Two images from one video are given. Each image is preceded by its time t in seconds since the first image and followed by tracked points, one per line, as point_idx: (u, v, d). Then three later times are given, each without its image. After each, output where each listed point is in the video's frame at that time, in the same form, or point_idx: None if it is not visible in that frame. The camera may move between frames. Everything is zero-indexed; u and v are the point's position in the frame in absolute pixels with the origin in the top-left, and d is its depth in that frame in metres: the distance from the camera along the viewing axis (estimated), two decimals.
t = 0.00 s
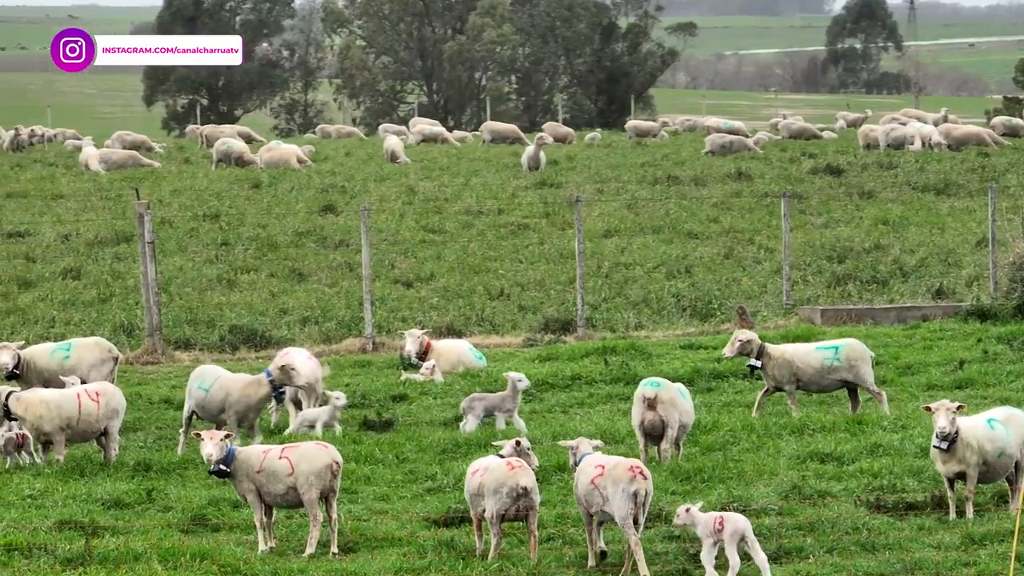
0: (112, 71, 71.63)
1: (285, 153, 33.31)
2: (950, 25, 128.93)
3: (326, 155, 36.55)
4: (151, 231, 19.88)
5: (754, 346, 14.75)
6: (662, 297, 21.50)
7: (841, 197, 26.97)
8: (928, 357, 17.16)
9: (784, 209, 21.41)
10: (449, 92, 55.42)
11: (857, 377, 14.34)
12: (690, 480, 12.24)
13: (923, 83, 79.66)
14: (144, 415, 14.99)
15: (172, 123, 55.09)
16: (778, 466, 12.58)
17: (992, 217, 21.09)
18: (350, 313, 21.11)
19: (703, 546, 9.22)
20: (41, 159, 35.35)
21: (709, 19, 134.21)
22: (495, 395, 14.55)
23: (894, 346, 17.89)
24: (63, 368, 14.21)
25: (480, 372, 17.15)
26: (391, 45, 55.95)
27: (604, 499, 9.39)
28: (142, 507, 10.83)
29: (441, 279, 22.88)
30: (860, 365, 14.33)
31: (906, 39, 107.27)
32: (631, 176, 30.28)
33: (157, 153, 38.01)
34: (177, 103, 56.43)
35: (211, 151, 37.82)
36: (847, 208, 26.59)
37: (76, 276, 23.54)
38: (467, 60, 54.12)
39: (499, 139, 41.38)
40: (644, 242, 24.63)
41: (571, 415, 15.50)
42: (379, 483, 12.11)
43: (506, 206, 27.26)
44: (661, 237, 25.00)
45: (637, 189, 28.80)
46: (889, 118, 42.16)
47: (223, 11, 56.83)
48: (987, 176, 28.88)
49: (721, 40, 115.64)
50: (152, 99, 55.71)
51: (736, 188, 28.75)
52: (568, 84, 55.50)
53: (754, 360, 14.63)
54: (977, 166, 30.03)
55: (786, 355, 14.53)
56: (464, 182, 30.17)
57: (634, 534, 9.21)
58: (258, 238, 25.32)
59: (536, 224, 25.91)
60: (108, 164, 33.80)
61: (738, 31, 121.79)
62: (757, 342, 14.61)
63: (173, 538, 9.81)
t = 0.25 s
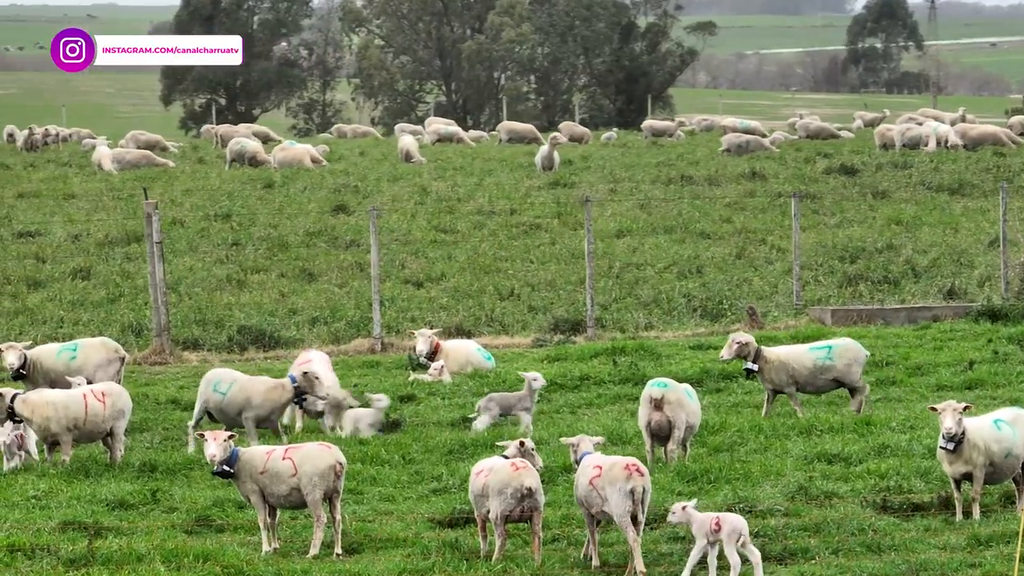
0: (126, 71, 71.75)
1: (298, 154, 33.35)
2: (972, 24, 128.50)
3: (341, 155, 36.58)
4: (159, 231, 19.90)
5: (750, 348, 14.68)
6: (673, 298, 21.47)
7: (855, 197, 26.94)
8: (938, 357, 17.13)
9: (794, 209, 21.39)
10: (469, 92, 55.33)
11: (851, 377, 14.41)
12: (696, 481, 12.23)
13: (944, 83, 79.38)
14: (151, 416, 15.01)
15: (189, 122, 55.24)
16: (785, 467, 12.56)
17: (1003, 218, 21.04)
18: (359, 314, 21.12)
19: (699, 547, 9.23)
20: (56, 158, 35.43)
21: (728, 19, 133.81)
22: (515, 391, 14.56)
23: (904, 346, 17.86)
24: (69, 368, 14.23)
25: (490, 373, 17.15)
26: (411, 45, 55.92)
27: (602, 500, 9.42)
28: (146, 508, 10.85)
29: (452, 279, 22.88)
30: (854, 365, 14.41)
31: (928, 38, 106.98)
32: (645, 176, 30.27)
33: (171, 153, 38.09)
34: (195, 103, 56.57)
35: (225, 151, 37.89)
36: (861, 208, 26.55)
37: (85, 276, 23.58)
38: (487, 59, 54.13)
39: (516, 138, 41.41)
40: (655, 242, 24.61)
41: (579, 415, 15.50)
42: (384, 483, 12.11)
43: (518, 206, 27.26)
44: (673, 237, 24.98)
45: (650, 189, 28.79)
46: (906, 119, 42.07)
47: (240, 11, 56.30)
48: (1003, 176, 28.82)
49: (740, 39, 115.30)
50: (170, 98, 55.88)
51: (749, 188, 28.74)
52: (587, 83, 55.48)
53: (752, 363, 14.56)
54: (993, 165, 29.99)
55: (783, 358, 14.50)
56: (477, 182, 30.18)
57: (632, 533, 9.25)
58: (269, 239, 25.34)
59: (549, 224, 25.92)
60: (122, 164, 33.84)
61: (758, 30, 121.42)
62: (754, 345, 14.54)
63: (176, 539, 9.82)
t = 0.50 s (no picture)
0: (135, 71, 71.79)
1: (309, 153, 33.35)
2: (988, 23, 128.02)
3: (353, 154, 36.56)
4: (165, 230, 19.90)
5: (743, 349, 14.65)
6: (681, 297, 21.45)
7: (865, 197, 26.89)
8: (946, 357, 17.10)
9: (802, 208, 21.35)
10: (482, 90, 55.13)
11: (842, 380, 14.42)
12: (700, 482, 12.20)
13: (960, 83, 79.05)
14: (155, 416, 15.00)
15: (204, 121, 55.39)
16: (789, 467, 12.54)
17: (1011, 218, 21.01)
18: (365, 313, 21.10)
19: (695, 547, 9.25)
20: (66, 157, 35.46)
21: (744, 17, 133.37)
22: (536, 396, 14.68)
23: (912, 346, 17.83)
24: (73, 368, 14.24)
25: (494, 373, 17.14)
26: (424, 45, 55.95)
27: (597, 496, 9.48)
28: (149, 508, 10.85)
29: (459, 279, 22.86)
30: (846, 368, 14.41)
31: (944, 37, 106.60)
32: (656, 176, 30.23)
33: (182, 152, 38.11)
34: (209, 102, 56.68)
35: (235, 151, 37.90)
36: (872, 208, 26.49)
37: (92, 276, 23.57)
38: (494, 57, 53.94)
39: (529, 138, 41.39)
40: (665, 242, 24.57)
41: (584, 415, 15.48)
42: (388, 483, 12.10)
43: (528, 206, 27.25)
44: (683, 236, 24.95)
45: (661, 189, 28.75)
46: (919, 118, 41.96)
47: (255, 10, 56.38)
48: (1014, 176, 28.75)
49: (757, 37, 114.89)
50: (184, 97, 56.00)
51: (760, 188, 28.70)
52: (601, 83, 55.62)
53: (745, 364, 14.53)
54: (1004, 165, 29.93)
55: (777, 359, 14.46)
56: (488, 181, 30.16)
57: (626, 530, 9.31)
58: (277, 238, 25.32)
59: (558, 224, 25.91)
60: (132, 164, 33.87)
61: (775, 28, 120.89)
62: (747, 346, 14.52)
63: (178, 540, 9.82)
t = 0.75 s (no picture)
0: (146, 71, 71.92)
1: (321, 153, 33.38)
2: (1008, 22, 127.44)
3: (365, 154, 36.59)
4: (171, 231, 19.92)
5: (735, 351, 14.67)
6: (690, 298, 21.44)
7: (878, 198, 26.85)
8: (954, 357, 17.07)
9: (811, 208, 21.33)
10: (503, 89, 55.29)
11: (835, 382, 14.37)
12: (705, 483, 12.19)
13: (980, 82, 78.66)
14: (161, 417, 15.02)
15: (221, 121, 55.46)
16: (794, 469, 12.52)
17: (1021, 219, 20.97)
18: (373, 314, 21.11)
19: (689, 549, 9.30)
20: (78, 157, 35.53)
21: (762, 17, 133.01)
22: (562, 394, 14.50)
23: (921, 347, 17.82)
24: (77, 369, 14.26)
25: (502, 374, 17.14)
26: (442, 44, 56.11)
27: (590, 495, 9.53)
28: (152, 510, 10.86)
29: (469, 279, 22.86)
30: (839, 370, 14.34)
31: (964, 36, 106.19)
32: (668, 176, 30.22)
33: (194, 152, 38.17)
34: (227, 101, 56.66)
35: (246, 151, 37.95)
36: (884, 208, 26.45)
37: (99, 277, 23.59)
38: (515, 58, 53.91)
39: (545, 138, 41.43)
40: (675, 242, 24.56)
41: (591, 416, 15.48)
42: (392, 485, 12.11)
43: (539, 206, 27.26)
44: (693, 237, 24.94)
45: (673, 189, 28.75)
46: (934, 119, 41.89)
47: (272, 9, 56.80)
48: None
49: (776, 37, 114.54)
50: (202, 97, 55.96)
51: (772, 188, 28.68)
52: (620, 82, 55.38)
53: (735, 366, 14.56)
54: (1019, 165, 29.87)
55: (767, 360, 14.46)
56: (499, 181, 30.16)
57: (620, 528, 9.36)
58: (286, 239, 25.34)
59: (569, 224, 25.92)
60: (144, 164, 33.95)
61: (795, 27, 120.44)
62: (737, 348, 14.53)
63: (179, 542, 9.82)
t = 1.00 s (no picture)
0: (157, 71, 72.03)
1: (334, 154, 33.40)
2: None
3: (379, 155, 36.59)
4: (178, 232, 19.93)
5: (730, 352, 14.63)
6: (700, 299, 21.43)
7: (891, 199, 26.83)
8: (963, 359, 17.03)
9: (822, 209, 21.30)
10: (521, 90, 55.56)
11: (833, 382, 14.36)
12: (710, 485, 12.17)
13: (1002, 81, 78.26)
14: (167, 419, 15.04)
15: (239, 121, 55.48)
16: (800, 471, 12.50)
17: None
18: (381, 316, 21.11)
19: (683, 551, 9.28)
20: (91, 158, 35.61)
21: (783, 17, 132.57)
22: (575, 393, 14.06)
23: (930, 349, 17.78)
24: (82, 370, 14.28)
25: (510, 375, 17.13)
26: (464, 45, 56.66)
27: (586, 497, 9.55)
28: (154, 512, 10.86)
29: (478, 280, 22.85)
30: (836, 370, 14.33)
31: (985, 37, 105.74)
32: (681, 176, 30.21)
33: (206, 153, 38.24)
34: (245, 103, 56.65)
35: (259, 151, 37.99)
36: (897, 209, 26.40)
37: (108, 279, 23.62)
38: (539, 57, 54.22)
39: (561, 138, 41.44)
40: (686, 244, 24.55)
41: (598, 417, 15.46)
42: (396, 487, 12.10)
43: (552, 207, 27.25)
44: (705, 238, 24.91)
45: (685, 190, 28.73)
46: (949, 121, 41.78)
47: (289, 9, 57.03)
48: None
49: (795, 37, 114.18)
50: (220, 98, 56.01)
51: (785, 189, 28.65)
52: (638, 83, 54.73)
53: (730, 367, 14.51)
54: None
55: (761, 361, 14.43)
56: (512, 182, 30.16)
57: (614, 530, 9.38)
58: (296, 240, 25.35)
59: (580, 225, 25.92)
60: (157, 164, 34.04)
61: (817, 28, 120.01)
62: (733, 349, 14.50)
63: (181, 544, 9.83)
